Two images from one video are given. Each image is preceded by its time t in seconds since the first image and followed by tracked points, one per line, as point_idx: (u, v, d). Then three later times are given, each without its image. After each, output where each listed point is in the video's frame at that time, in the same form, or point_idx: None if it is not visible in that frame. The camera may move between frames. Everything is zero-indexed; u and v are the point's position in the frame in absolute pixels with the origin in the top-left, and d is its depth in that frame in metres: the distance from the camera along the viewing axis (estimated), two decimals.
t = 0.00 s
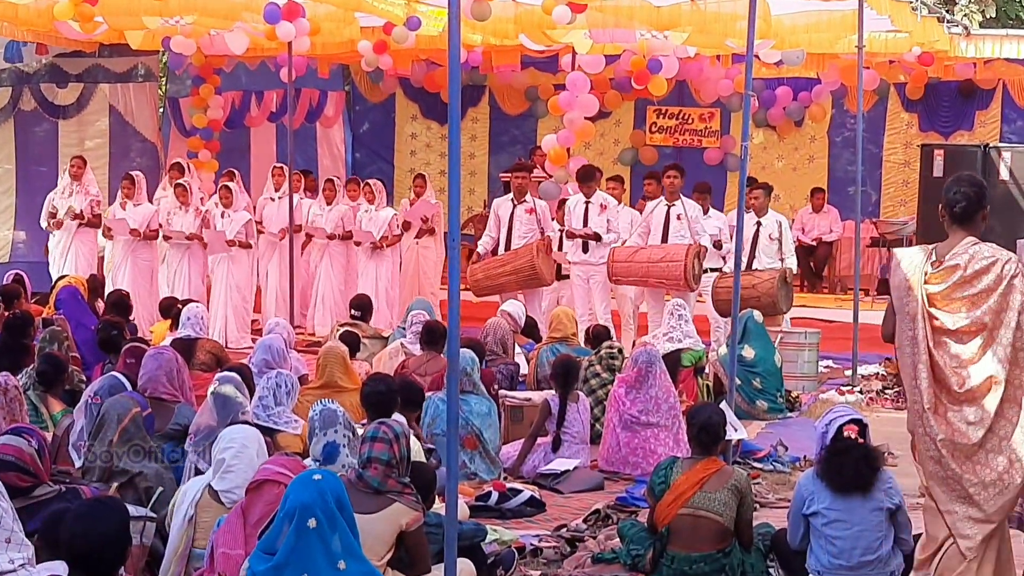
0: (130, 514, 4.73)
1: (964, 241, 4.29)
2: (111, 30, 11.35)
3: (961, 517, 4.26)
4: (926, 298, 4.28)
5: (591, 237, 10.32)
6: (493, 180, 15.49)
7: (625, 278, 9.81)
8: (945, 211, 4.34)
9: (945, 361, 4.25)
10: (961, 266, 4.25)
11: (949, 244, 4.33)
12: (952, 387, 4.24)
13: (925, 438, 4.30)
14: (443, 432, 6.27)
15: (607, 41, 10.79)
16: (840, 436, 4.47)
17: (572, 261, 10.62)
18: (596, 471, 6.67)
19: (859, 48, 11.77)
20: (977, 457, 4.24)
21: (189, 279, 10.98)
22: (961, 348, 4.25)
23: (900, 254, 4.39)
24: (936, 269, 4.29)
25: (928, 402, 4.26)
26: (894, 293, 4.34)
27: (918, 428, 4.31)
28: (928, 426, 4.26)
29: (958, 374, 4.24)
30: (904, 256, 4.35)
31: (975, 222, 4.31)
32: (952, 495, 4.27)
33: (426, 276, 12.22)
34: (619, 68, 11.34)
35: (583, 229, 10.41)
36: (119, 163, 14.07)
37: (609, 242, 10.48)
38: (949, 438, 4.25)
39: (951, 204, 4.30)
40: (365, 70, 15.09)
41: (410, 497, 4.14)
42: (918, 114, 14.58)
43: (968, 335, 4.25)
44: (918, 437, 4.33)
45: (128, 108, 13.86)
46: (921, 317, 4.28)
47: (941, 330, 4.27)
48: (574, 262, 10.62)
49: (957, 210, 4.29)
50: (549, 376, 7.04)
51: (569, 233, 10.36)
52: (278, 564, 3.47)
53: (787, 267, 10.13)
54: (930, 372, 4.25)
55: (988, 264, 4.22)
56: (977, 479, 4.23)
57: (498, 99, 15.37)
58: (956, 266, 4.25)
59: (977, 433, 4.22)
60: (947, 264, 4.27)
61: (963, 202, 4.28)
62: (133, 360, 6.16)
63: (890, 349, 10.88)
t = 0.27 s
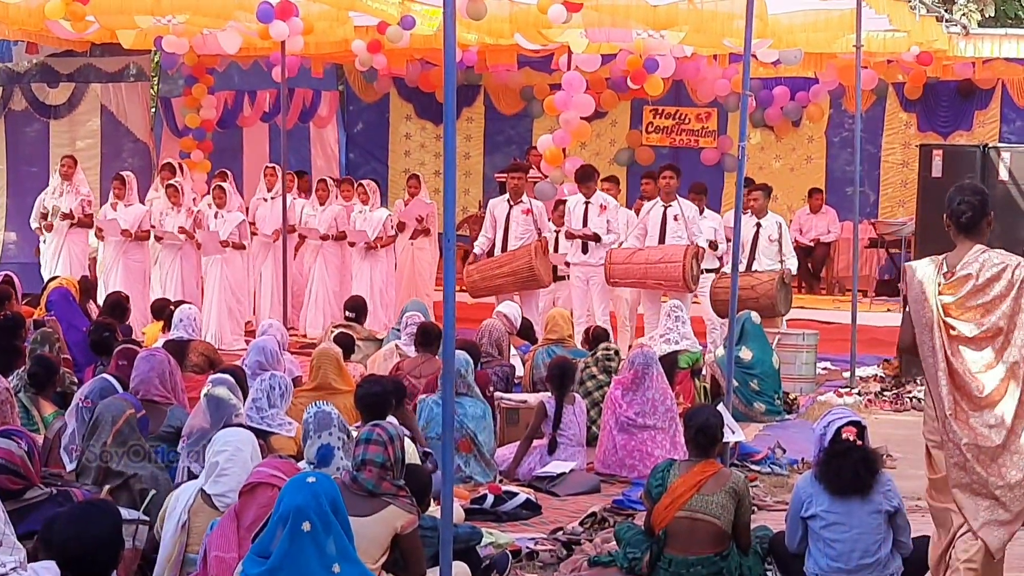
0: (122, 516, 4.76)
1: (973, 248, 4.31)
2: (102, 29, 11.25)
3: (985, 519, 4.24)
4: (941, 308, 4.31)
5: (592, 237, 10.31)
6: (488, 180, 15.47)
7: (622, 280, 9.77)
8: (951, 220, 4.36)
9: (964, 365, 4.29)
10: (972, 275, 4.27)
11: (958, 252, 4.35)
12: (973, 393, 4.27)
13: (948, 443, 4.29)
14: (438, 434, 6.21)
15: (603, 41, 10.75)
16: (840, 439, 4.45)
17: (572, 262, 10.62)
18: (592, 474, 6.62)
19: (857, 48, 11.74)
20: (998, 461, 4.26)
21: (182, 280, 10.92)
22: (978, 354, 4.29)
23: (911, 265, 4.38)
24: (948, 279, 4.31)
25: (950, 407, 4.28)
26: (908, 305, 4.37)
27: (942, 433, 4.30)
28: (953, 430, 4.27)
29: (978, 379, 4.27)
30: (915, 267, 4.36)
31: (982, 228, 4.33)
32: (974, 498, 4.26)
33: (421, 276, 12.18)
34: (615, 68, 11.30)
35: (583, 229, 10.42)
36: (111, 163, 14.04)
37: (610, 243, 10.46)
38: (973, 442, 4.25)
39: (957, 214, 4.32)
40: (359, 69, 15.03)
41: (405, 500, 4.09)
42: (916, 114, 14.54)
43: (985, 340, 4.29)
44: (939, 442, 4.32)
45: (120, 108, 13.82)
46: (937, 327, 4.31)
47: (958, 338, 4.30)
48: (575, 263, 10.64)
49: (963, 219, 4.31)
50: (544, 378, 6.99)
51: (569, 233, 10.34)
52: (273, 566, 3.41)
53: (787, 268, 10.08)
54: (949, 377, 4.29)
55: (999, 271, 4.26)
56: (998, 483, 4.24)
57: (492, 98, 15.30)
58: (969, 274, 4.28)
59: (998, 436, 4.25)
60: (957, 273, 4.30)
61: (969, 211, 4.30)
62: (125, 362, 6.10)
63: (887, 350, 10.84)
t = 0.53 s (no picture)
0: (119, 518, 4.73)
1: (981, 241, 4.50)
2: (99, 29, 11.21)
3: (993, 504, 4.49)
4: (951, 300, 4.51)
5: (598, 237, 10.32)
6: (487, 181, 15.43)
7: (626, 281, 9.69)
8: (959, 214, 4.55)
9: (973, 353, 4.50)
10: (980, 267, 4.47)
11: (965, 245, 4.54)
12: (983, 380, 4.49)
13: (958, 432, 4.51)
14: (437, 436, 6.13)
15: (600, 41, 10.66)
16: (840, 440, 4.45)
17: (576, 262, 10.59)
18: (591, 475, 6.60)
19: (856, 48, 11.73)
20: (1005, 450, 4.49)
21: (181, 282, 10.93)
22: (986, 342, 4.50)
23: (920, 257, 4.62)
24: (956, 272, 4.51)
25: (960, 397, 4.49)
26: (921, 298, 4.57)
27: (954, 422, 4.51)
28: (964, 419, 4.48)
29: (987, 368, 4.48)
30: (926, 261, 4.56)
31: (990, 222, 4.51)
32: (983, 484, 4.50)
33: (421, 277, 12.15)
34: (613, 68, 11.28)
35: (588, 228, 10.43)
36: (108, 164, 13.97)
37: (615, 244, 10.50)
38: (984, 429, 4.47)
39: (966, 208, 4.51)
40: (356, 69, 15.00)
41: (404, 501, 4.09)
42: (915, 114, 14.53)
43: (992, 329, 4.49)
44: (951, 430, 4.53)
45: (118, 109, 13.75)
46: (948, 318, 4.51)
47: (968, 327, 4.50)
48: (579, 264, 10.60)
49: (972, 214, 4.49)
50: (543, 380, 6.98)
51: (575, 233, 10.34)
52: (270, 568, 3.39)
53: (795, 268, 10.03)
54: (958, 366, 4.50)
55: (1005, 263, 4.46)
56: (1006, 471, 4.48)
57: (490, 99, 15.27)
58: (976, 266, 4.48)
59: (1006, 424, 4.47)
60: (966, 266, 4.49)
61: (979, 206, 4.48)
62: (122, 363, 6.07)
63: (887, 351, 10.83)
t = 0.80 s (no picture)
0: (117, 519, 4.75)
1: (992, 246, 4.45)
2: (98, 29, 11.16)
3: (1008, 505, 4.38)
4: (965, 304, 4.43)
5: (603, 238, 10.29)
6: (486, 183, 15.35)
7: (637, 285, 9.71)
8: (970, 217, 4.50)
9: (986, 357, 4.42)
10: (993, 272, 4.42)
11: (976, 250, 4.48)
12: (994, 380, 4.41)
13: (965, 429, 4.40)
14: (436, 437, 6.12)
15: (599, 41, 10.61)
16: (838, 442, 4.44)
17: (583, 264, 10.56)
18: (589, 477, 6.59)
19: (855, 48, 11.74)
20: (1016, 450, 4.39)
21: (182, 283, 10.91)
22: (999, 345, 4.44)
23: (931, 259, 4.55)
24: (972, 273, 4.44)
25: (975, 396, 4.39)
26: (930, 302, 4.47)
27: (962, 422, 4.41)
28: (976, 419, 4.38)
29: (999, 369, 4.41)
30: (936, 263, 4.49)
31: (1000, 228, 4.47)
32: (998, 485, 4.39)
33: (424, 278, 12.14)
34: (613, 69, 11.29)
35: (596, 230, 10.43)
36: (107, 165, 14.04)
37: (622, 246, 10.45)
38: (997, 428, 4.37)
39: (977, 213, 4.47)
40: (355, 71, 15.01)
41: (401, 503, 4.10)
42: (914, 116, 14.53)
43: (1005, 331, 4.44)
44: (960, 429, 4.42)
45: (116, 110, 13.85)
46: (960, 322, 4.43)
47: (982, 330, 4.44)
48: (585, 266, 10.55)
49: (986, 218, 4.44)
50: (542, 381, 6.99)
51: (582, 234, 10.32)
52: (270, 568, 3.39)
53: (804, 270, 10.06)
54: (974, 370, 4.41)
55: (1019, 265, 4.42)
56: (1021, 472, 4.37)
57: (489, 101, 15.30)
58: (991, 268, 4.42)
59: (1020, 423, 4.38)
60: (980, 270, 4.43)
61: (992, 210, 4.43)
62: (121, 364, 6.05)
63: (886, 351, 10.83)
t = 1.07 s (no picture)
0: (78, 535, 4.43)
1: None
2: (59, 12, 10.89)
3: None
4: (999, 302, 4.51)
5: (603, 238, 9.87)
6: (471, 176, 14.99)
7: (641, 289, 9.26)
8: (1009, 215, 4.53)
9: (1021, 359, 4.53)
10: None
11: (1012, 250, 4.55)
12: None
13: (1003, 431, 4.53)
14: (419, 448, 5.71)
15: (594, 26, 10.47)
16: (848, 454, 4.06)
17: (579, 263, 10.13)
18: (582, 490, 6.20)
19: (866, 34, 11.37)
20: None
21: (151, 283, 10.54)
22: None
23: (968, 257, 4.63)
24: (1010, 273, 4.52)
25: (1013, 399, 4.52)
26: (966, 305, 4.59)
27: (999, 424, 4.54)
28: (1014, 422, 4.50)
29: None
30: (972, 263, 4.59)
31: None
32: None
33: (410, 278, 11.79)
34: (609, 53, 10.93)
35: (592, 228, 9.97)
36: (68, 154, 13.74)
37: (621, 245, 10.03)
38: None
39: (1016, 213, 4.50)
40: (332, 56, 14.64)
41: (381, 519, 3.77)
42: (930, 106, 14.10)
43: None
44: (997, 433, 4.54)
45: (76, 99, 13.59)
46: (995, 322, 4.52)
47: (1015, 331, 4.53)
48: (581, 265, 10.12)
49: None
50: (532, 387, 6.60)
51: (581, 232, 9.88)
52: None
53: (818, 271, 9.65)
54: (1010, 373, 4.53)
55: None
56: None
57: (476, 88, 14.88)
58: None
59: None
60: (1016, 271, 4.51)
61: None
62: (81, 369, 5.68)
63: (899, 358, 10.44)
